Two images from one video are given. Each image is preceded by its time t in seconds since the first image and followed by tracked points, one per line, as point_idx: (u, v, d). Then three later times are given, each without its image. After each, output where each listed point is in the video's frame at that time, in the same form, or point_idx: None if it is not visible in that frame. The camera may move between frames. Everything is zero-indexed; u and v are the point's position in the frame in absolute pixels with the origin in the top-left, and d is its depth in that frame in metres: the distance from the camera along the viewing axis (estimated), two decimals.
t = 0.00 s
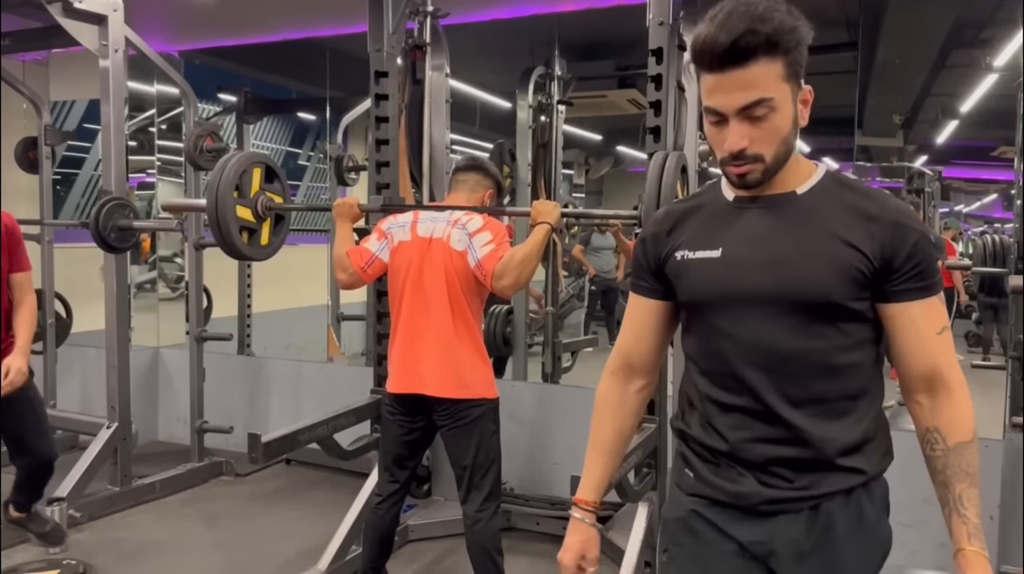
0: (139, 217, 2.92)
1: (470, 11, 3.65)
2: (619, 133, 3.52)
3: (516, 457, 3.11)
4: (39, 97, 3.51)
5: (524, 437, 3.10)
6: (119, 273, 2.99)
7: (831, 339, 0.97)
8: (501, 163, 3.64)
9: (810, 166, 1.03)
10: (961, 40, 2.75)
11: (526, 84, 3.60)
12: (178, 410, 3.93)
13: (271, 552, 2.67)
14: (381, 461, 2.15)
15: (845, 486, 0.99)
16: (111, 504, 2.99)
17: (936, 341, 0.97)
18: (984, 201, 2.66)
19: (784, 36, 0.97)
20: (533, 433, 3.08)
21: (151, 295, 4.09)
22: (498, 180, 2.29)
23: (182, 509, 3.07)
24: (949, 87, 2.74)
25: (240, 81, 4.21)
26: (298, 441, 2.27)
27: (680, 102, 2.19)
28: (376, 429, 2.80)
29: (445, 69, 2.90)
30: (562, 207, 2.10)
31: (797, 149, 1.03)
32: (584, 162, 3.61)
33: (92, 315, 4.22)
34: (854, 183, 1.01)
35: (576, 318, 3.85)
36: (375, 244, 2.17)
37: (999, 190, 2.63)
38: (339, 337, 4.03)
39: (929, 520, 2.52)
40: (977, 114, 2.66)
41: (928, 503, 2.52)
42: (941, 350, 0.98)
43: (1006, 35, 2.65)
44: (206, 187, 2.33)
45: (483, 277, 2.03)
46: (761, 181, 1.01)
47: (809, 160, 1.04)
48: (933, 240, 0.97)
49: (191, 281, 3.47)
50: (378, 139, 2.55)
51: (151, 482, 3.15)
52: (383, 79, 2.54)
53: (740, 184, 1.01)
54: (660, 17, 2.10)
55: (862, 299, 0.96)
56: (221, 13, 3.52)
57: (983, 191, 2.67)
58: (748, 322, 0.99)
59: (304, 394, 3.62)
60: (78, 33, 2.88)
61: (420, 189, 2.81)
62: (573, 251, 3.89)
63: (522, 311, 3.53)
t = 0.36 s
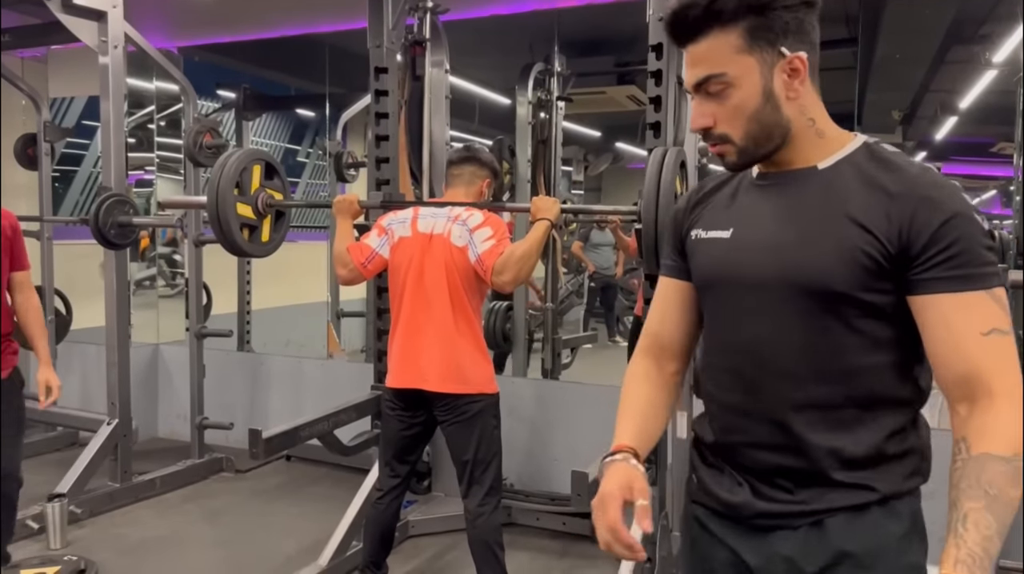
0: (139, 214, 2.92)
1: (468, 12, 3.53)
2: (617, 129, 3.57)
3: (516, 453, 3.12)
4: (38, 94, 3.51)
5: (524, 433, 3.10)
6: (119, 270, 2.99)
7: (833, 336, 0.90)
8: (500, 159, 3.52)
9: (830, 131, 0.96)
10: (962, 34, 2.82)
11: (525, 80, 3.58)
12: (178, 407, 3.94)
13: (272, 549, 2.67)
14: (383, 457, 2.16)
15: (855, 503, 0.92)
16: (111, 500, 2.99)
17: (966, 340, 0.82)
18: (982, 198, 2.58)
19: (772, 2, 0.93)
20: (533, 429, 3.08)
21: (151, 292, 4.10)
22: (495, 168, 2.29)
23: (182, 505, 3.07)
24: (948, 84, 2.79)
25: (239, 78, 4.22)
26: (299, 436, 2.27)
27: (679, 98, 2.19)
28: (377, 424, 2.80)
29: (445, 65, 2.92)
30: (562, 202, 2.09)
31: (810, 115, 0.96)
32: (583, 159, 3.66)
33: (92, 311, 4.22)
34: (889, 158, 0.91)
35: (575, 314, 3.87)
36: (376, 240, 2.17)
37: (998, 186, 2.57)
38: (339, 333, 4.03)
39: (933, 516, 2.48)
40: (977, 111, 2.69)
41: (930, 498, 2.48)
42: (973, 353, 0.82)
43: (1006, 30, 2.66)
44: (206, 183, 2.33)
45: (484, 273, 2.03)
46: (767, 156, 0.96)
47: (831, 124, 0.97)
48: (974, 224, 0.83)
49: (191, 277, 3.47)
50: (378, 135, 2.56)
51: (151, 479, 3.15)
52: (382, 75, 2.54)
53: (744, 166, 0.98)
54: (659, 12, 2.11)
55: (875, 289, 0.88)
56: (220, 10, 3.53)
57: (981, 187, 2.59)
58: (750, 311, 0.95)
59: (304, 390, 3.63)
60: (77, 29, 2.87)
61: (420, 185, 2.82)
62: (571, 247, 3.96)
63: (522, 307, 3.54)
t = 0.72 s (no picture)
0: (135, 213, 2.91)
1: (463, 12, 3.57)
2: (615, 129, 3.58)
3: (513, 452, 3.12)
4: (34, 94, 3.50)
5: (521, 432, 3.10)
6: (115, 269, 2.99)
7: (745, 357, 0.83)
8: (497, 159, 3.47)
9: (767, 132, 0.85)
10: (956, 33, 2.80)
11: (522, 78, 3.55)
12: (175, 406, 3.94)
13: (269, 549, 2.67)
14: (378, 455, 2.14)
15: (774, 536, 0.88)
16: (108, 500, 2.99)
17: (838, 385, 0.73)
18: (979, 195, 2.61)
19: None
20: (531, 428, 3.08)
21: (147, 291, 4.09)
22: (492, 168, 2.29)
23: (179, 505, 3.07)
24: (944, 82, 2.81)
25: (236, 78, 4.21)
26: (296, 436, 2.27)
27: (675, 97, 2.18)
28: (373, 424, 2.80)
29: (442, 64, 2.91)
30: (559, 202, 2.10)
31: (741, 116, 0.86)
32: (581, 158, 3.69)
33: (89, 311, 4.22)
34: (813, 161, 0.79)
35: (572, 313, 3.84)
36: (372, 240, 2.17)
37: (994, 184, 2.58)
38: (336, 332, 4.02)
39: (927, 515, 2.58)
40: (972, 109, 2.67)
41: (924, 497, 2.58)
42: (847, 399, 0.72)
43: (1000, 30, 2.61)
44: (203, 185, 2.32)
45: (482, 273, 2.03)
46: (702, 158, 0.90)
47: (774, 123, 0.85)
48: (859, 246, 0.70)
49: (188, 277, 3.47)
50: (374, 135, 2.55)
51: (148, 478, 3.15)
52: (378, 74, 2.53)
53: (683, 166, 0.93)
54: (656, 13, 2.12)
55: (768, 311, 0.79)
56: (216, 10, 3.53)
57: (977, 185, 2.62)
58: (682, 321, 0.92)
59: (302, 390, 3.63)
60: (72, 29, 2.87)
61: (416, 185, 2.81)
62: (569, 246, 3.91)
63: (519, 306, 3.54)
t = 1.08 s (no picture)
0: (130, 215, 2.91)
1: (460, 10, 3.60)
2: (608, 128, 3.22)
3: (508, 456, 3.12)
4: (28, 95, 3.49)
5: (517, 433, 3.10)
6: (109, 271, 2.98)
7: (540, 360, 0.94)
8: (492, 160, 3.59)
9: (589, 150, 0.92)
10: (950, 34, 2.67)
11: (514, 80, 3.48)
12: (171, 407, 3.93)
13: (264, 550, 2.66)
14: (375, 457, 2.14)
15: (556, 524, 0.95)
16: (102, 502, 2.98)
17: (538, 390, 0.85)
18: (974, 195, 2.63)
19: (522, 20, 0.92)
20: (527, 429, 3.08)
21: (142, 293, 4.05)
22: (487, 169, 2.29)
23: (174, 507, 3.06)
24: (938, 83, 2.70)
25: (231, 78, 4.20)
26: (291, 438, 2.27)
27: (669, 98, 2.18)
28: (368, 426, 2.80)
29: (436, 65, 2.92)
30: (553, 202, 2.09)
31: (573, 133, 0.93)
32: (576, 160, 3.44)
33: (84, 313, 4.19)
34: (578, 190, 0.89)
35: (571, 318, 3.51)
36: (367, 240, 2.15)
37: (989, 184, 2.61)
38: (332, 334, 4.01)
39: (922, 515, 2.60)
40: (966, 110, 2.63)
41: (919, 498, 2.60)
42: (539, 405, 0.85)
43: (995, 30, 2.61)
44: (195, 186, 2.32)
45: (476, 272, 2.02)
46: (557, 164, 1.00)
47: (603, 142, 0.92)
48: (550, 270, 0.82)
49: (182, 278, 3.45)
50: (368, 136, 2.54)
51: (143, 480, 3.14)
52: (373, 75, 2.54)
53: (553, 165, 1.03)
54: (650, 13, 2.13)
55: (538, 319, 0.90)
56: (210, 11, 3.53)
57: (973, 185, 2.64)
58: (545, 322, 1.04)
59: (297, 391, 3.62)
60: (65, 29, 2.86)
61: (410, 186, 2.81)
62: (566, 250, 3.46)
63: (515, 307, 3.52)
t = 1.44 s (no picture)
0: (125, 217, 2.90)
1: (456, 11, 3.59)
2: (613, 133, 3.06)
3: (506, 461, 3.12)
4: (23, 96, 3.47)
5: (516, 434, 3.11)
6: (105, 273, 2.96)
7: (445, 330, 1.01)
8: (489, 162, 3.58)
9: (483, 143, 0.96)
10: (946, 35, 2.68)
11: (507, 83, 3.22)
12: (167, 410, 3.92)
13: (259, 553, 2.66)
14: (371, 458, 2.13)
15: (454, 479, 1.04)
16: (97, 505, 2.97)
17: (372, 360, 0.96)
18: (969, 197, 2.63)
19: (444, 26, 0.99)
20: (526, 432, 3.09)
21: (139, 294, 4.04)
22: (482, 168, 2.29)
23: (169, 509, 3.05)
24: (935, 84, 2.69)
25: (228, 79, 4.18)
26: (287, 440, 2.26)
27: (665, 99, 2.17)
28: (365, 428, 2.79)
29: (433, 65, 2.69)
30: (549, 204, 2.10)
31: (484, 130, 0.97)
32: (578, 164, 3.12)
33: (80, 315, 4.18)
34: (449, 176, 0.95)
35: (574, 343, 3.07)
36: (364, 240, 2.16)
37: (984, 186, 2.60)
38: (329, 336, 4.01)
39: (920, 515, 2.60)
40: (960, 112, 2.63)
41: (916, 498, 2.60)
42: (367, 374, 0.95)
43: (992, 31, 2.60)
44: (191, 186, 2.32)
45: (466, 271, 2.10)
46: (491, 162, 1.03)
47: (500, 135, 0.95)
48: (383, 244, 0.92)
49: (178, 281, 3.44)
50: (365, 137, 2.62)
51: (138, 483, 3.13)
52: (370, 76, 2.66)
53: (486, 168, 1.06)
54: (645, 15, 2.12)
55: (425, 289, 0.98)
56: (207, 12, 3.52)
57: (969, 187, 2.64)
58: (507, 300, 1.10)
59: (295, 393, 3.62)
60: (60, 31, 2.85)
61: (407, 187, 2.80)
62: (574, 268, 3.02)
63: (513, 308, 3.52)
